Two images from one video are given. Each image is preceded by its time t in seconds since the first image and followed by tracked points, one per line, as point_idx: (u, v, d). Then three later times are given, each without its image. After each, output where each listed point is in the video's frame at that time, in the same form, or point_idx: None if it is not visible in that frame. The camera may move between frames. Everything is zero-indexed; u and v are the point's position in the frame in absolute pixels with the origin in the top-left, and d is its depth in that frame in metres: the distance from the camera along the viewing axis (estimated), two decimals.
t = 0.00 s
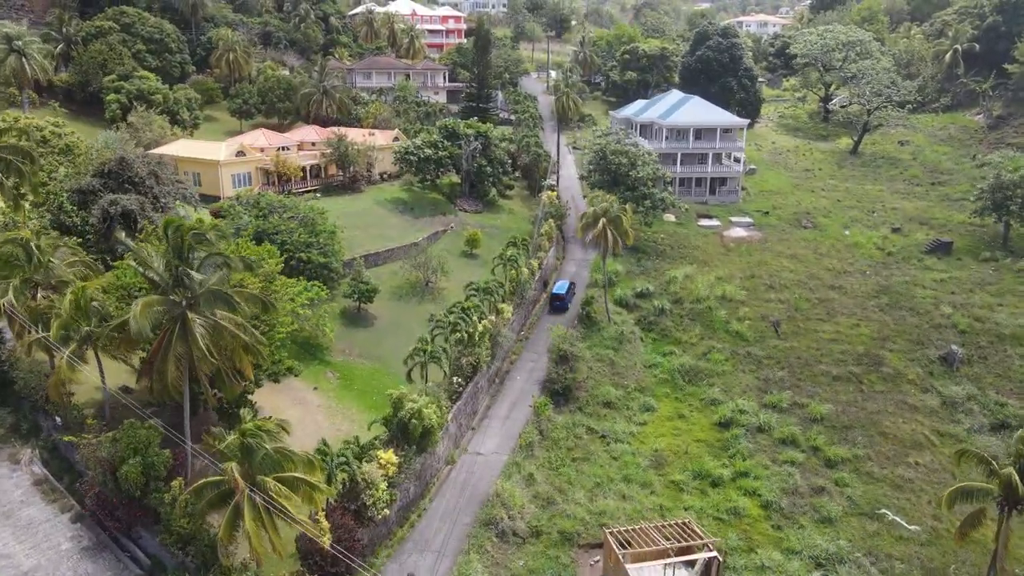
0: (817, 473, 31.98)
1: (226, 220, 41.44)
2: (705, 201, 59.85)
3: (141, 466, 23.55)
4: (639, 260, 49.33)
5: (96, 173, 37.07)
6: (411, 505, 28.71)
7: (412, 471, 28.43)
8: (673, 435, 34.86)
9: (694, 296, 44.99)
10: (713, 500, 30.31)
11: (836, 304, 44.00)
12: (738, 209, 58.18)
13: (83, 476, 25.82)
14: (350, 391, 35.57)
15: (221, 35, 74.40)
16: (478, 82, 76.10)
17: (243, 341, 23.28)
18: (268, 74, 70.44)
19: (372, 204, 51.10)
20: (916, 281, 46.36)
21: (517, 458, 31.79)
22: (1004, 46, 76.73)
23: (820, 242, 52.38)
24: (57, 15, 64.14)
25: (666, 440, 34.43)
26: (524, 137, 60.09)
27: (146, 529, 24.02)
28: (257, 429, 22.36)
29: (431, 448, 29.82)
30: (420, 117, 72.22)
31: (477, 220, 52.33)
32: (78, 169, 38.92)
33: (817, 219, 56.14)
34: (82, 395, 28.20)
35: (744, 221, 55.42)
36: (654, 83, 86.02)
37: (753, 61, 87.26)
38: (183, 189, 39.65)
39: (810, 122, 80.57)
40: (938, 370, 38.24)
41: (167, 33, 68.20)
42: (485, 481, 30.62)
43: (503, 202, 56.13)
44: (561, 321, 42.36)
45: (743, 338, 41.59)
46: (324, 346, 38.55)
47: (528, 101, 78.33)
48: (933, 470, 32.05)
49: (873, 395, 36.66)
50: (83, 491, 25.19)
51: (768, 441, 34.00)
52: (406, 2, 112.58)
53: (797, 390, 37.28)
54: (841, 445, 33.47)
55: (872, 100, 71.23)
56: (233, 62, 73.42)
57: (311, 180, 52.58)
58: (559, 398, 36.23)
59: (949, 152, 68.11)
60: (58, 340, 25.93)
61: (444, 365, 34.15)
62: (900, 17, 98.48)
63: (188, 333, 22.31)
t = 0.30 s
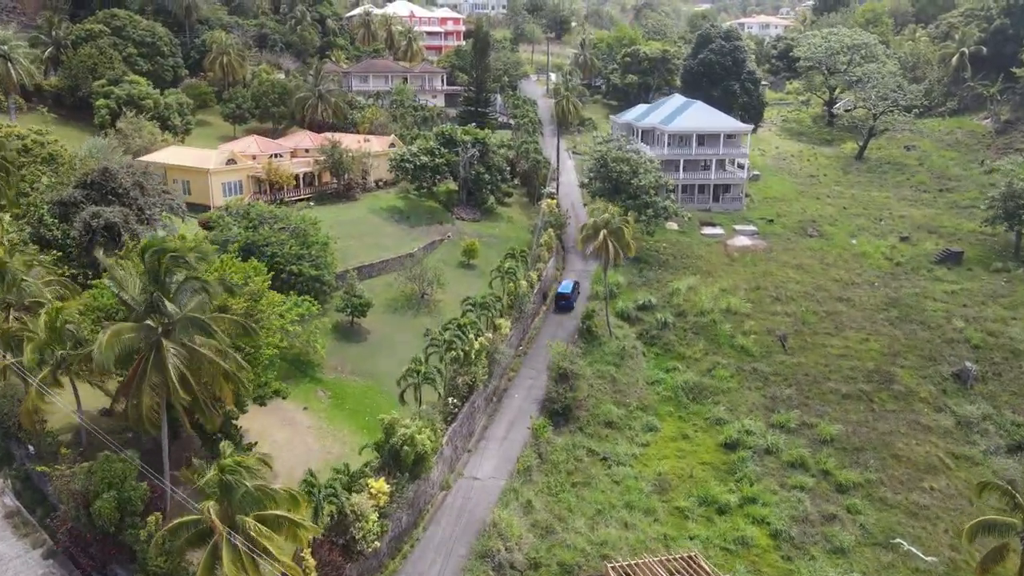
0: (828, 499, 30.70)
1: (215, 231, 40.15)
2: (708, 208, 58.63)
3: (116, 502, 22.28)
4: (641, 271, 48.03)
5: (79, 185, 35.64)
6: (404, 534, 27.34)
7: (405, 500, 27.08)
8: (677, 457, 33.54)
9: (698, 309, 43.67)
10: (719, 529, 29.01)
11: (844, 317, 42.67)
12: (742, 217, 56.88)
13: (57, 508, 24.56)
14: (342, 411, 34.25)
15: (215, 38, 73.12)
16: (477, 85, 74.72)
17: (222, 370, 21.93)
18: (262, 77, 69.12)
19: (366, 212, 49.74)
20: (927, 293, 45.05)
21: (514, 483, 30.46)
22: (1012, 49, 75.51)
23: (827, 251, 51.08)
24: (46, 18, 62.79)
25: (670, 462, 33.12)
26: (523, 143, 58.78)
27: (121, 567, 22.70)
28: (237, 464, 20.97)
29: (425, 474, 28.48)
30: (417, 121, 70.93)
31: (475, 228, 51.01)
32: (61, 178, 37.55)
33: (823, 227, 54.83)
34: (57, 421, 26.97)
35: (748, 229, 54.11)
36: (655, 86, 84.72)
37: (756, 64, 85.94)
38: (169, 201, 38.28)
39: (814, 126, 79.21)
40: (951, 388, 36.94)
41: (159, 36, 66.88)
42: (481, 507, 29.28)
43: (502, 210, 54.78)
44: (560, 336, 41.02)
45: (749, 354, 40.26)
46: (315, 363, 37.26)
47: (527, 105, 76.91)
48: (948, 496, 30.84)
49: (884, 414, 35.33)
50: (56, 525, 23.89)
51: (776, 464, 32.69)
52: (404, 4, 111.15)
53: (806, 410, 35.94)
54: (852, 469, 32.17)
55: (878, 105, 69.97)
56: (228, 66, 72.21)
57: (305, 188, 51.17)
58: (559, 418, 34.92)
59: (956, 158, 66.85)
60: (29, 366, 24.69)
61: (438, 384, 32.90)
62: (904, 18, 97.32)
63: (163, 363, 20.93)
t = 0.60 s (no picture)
0: (839, 525, 29.58)
1: (205, 241, 38.93)
2: (712, 215, 57.27)
3: (90, 537, 21.14)
4: (643, 280, 46.83)
5: (61, 196, 34.45)
6: (396, 564, 25.97)
7: (397, 529, 25.78)
8: (682, 478, 32.32)
9: (702, 321, 42.48)
10: (727, 558, 27.84)
11: (852, 330, 41.45)
12: (746, 223, 55.68)
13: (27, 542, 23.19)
14: (334, 431, 32.99)
15: (209, 40, 71.90)
16: (475, 88, 73.42)
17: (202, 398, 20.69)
18: (257, 80, 67.89)
19: (361, 220, 48.51)
20: (937, 304, 43.87)
21: (512, 507, 29.21)
22: (1020, 52, 74.40)
23: (834, 260, 49.90)
24: (36, 20, 61.55)
25: (675, 484, 31.91)
26: (523, 148, 57.58)
27: None
28: (216, 501, 19.69)
29: (419, 501, 27.19)
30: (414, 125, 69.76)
31: (473, 236, 49.80)
32: (43, 188, 36.31)
33: (829, 235, 53.62)
34: (32, 448, 25.67)
35: (752, 237, 52.88)
36: (656, 88, 83.60)
37: (759, 66, 84.83)
38: (155, 212, 37.23)
39: (818, 129, 77.98)
40: (965, 405, 35.74)
41: (151, 38, 65.61)
42: (478, 534, 27.92)
43: (500, 217, 53.54)
44: (560, 350, 39.74)
45: (754, 368, 39.05)
46: (307, 379, 36.05)
47: (526, 108, 75.65)
48: (964, 521, 29.75)
49: (896, 432, 34.12)
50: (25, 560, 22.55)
51: (785, 487, 31.50)
52: (402, 4, 109.86)
53: (814, 428, 34.73)
54: (863, 492, 31.01)
55: (883, 108, 68.68)
56: (222, 69, 71.06)
57: (298, 195, 49.90)
58: (559, 437, 33.68)
59: (964, 162, 65.68)
60: None
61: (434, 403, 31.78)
62: (909, 20, 96.44)
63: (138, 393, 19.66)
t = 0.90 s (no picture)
0: (851, 555, 28.39)
1: (193, 255, 37.69)
2: (715, 223, 56.05)
3: None
4: (646, 292, 45.57)
5: (42, 209, 33.15)
6: None
7: (389, 563, 24.49)
8: (687, 503, 31.10)
9: (706, 335, 41.24)
10: None
11: (862, 345, 40.20)
12: (751, 232, 54.42)
13: None
14: (325, 454, 31.73)
15: (203, 42, 70.68)
16: (474, 93, 72.13)
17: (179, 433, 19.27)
18: (251, 84, 66.65)
19: (356, 230, 47.27)
20: (948, 317, 42.61)
21: (510, 537, 27.96)
22: None
23: (841, 270, 48.65)
24: (25, 23, 60.32)
25: (680, 509, 30.68)
26: (523, 154, 56.29)
27: None
28: (193, 548, 18.45)
29: (412, 532, 25.91)
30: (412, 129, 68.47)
31: (471, 246, 48.55)
32: (25, 199, 35.00)
33: (835, 244, 52.35)
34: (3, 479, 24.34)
35: (757, 246, 51.63)
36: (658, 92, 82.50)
37: (762, 69, 83.65)
38: (141, 225, 35.88)
39: (823, 133, 76.68)
40: (979, 425, 34.51)
41: (143, 41, 64.36)
42: (474, 566, 26.63)
43: (499, 226, 52.29)
44: (560, 366, 38.53)
45: (761, 385, 37.81)
46: (298, 399, 34.81)
47: (526, 112, 74.31)
48: (982, 551, 28.60)
49: (908, 455, 32.90)
50: None
51: (794, 513, 30.28)
52: (400, 6, 108.57)
53: (824, 449, 33.52)
54: (875, 520, 29.80)
55: (889, 113, 67.37)
56: (216, 72, 69.88)
57: (291, 204, 48.64)
58: (559, 460, 32.42)
59: (972, 168, 64.41)
60: None
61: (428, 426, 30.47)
62: (914, 22, 95.40)
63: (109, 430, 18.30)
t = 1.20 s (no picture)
0: None
1: (183, 268, 36.59)
2: (718, 232, 54.91)
3: None
4: (647, 305, 44.51)
5: (25, 225, 32.10)
6: None
7: None
8: (690, 529, 30.07)
9: (710, 351, 40.17)
10: None
11: (869, 361, 39.12)
12: (754, 241, 53.34)
13: None
14: (317, 478, 30.65)
15: (197, 47, 69.63)
16: (472, 98, 71.02)
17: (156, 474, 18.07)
18: (246, 90, 65.56)
19: (351, 241, 46.22)
20: (958, 331, 41.52)
21: (507, 568, 26.92)
22: None
23: (846, 282, 47.61)
24: (16, 28, 59.23)
25: (683, 536, 29.64)
26: (521, 162, 55.17)
27: None
28: None
29: (405, 566, 24.83)
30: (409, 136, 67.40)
31: (469, 257, 47.49)
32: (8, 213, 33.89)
33: (841, 254, 51.27)
34: None
35: (760, 256, 50.57)
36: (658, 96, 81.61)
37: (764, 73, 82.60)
38: (128, 241, 34.68)
39: (826, 138, 75.58)
40: (993, 447, 33.45)
41: (135, 47, 63.28)
42: None
43: (497, 236, 51.22)
44: (560, 383, 37.46)
45: (766, 404, 36.73)
46: (289, 419, 33.72)
47: (525, 117, 73.26)
48: None
49: (919, 478, 31.86)
50: None
51: (802, 541, 29.24)
52: (398, 8, 107.47)
53: (832, 473, 32.46)
54: (886, 548, 28.77)
55: (894, 118, 66.22)
56: (210, 78, 68.85)
57: (285, 215, 47.54)
58: (559, 485, 31.35)
59: (978, 174, 63.37)
60: None
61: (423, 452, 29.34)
62: (917, 25, 94.48)
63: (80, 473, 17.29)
